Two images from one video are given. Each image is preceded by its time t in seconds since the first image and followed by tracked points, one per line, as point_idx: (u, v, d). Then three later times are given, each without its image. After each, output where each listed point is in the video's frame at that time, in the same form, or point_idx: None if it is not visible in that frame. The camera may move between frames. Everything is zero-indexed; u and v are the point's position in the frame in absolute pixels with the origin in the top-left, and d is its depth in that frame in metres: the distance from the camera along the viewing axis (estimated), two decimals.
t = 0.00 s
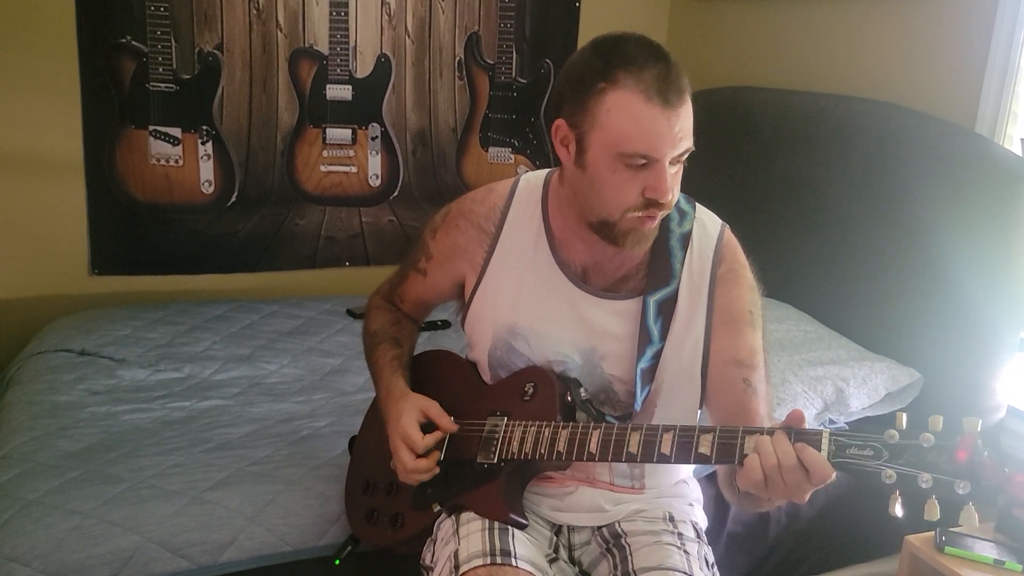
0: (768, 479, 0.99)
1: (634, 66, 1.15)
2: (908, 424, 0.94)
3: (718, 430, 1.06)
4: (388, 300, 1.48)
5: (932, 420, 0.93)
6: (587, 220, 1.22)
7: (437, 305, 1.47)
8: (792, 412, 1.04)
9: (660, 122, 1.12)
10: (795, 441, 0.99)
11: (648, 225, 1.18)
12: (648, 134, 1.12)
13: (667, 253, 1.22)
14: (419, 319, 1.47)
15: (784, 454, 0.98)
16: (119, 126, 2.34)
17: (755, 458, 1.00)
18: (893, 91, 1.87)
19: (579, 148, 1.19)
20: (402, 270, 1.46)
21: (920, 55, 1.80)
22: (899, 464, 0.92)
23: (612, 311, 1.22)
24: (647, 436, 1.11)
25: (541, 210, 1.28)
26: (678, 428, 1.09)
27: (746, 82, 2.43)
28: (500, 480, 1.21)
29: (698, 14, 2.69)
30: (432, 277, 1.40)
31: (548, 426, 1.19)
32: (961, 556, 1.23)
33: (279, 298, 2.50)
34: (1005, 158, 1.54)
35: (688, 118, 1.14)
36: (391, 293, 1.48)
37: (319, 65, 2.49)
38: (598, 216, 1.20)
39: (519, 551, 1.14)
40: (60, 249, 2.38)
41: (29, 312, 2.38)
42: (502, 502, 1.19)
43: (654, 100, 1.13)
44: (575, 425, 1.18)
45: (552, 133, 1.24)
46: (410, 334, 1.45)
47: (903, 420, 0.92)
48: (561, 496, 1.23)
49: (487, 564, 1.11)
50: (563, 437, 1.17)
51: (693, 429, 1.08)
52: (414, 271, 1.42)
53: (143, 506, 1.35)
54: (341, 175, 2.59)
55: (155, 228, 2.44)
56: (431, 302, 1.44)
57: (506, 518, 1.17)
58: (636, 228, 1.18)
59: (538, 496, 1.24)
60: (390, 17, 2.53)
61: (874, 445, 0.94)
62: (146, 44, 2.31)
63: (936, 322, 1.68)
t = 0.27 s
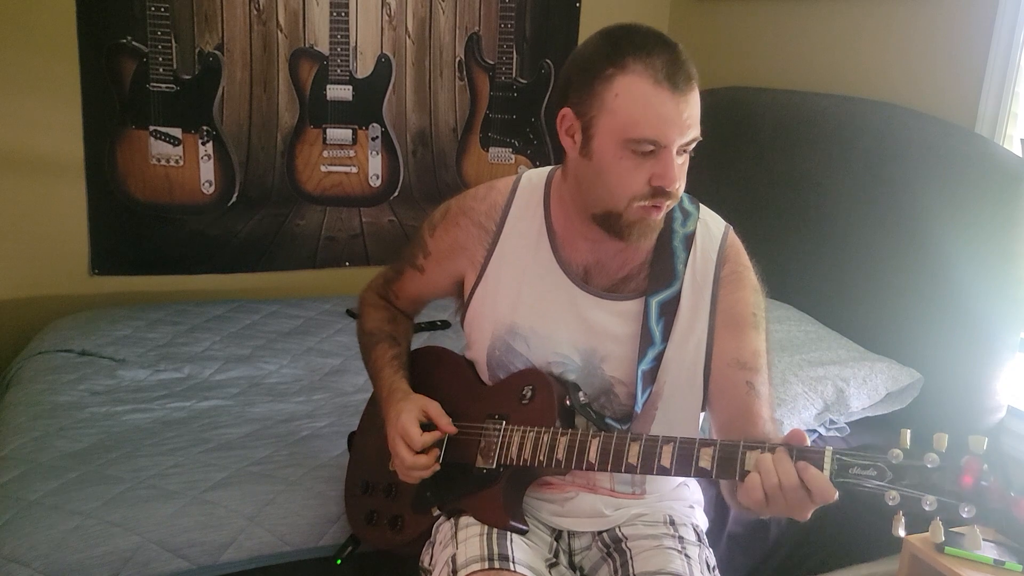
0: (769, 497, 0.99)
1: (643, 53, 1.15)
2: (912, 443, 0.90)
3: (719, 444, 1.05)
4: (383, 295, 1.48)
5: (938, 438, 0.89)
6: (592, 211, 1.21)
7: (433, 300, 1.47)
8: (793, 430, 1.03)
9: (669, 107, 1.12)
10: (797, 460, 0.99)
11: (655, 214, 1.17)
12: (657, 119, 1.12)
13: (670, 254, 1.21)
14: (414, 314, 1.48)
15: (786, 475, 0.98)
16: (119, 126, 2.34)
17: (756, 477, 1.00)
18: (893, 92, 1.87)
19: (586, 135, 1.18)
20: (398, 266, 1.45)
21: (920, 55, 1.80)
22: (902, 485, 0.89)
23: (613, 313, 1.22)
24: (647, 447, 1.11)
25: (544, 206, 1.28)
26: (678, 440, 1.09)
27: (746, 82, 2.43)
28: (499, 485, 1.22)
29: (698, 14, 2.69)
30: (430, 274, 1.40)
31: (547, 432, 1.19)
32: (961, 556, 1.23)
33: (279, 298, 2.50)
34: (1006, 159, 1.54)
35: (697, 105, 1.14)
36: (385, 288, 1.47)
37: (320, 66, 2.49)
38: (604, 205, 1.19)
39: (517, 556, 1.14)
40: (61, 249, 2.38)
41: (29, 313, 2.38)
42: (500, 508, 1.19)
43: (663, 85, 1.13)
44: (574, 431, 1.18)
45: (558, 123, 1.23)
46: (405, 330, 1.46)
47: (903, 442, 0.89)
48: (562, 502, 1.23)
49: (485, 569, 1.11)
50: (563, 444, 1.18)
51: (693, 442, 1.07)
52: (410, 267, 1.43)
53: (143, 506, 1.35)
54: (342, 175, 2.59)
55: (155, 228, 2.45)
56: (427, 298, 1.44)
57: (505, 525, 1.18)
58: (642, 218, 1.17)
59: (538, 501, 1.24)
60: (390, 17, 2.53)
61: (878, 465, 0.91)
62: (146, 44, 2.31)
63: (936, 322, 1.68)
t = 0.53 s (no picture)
0: (769, 517, 0.99)
1: (647, 57, 1.14)
2: (916, 465, 0.90)
3: (719, 460, 1.05)
4: (378, 291, 1.48)
5: (943, 461, 0.87)
6: (593, 216, 1.21)
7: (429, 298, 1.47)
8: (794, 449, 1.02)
9: (672, 114, 1.11)
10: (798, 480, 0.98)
11: (656, 223, 1.17)
12: (661, 126, 1.12)
13: (671, 260, 1.21)
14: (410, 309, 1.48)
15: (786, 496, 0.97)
16: (119, 127, 2.34)
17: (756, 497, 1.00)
18: (893, 91, 1.87)
19: (589, 139, 1.19)
20: (393, 263, 1.45)
21: (919, 55, 1.80)
22: (905, 510, 0.89)
23: (613, 319, 1.22)
24: (647, 459, 1.11)
25: (544, 208, 1.28)
26: (678, 453, 1.09)
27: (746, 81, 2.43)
28: (497, 491, 1.22)
29: (698, 14, 2.69)
30: (428, 272, 1.40)
31: (544, 439, 1.19)
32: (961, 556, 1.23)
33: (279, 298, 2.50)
34: (1006, 158, 1.54)
35: (700, 113, 1.14)
36: (380, 283, 1.47)
37: (320, 66, 2.49)
38: (605, 212, 1.19)
39: (514, 562, 1.15)
40: (61, 249, 2.38)
41: (29, 313, 2.38)
42: (498, 515, 1.20)
43: (667, 92, 1.12)
44: (572, 440, 1.18)
45: (559, 126, 1.24)
46: (402, 325, 1.46)
47: (907, 465, 0.88)
48: (561, 508, 1.22)
49: None
50: (561, 452, 1.18)
51: (693, 456, 1.07)
52: (407, 264, 1.42)
53: (143, 506, 1.35)
54: (341, 175, 2.59)
55: (155, 228, 2.45)
56: (423, 294, 1.45)
57: (503, 531, 1.18)
58: (644, 225, 1.17)
59: (538, 507, 1.24)
60: (390, 18, 2.53)
61: (881, 488, 0.91)
62: (146, 44, 2.31)
63: (936, 322, 1.67)
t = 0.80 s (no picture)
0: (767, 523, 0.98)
1: (645, 68, 1.14)
2: (918, 471, 0.88)
3: (718, 465, 1.04)
4: (378, 295, 1.48)
5: (944, 468, 0.85)
6: (592, 226, 1.22)
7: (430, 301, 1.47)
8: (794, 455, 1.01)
9: (670, 128, 1.12)
10: (799, 486, 0.98)
11: (655, 234, 1.18)
12: (658, 140, 1.12)
13: (672, 265, 1.21)
14: (409, 314, 1.48)
15: (786, 501, 0.96)
16: (119, 126, 2.34)
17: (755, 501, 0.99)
18: (893, 91, 1.87)
19: (587, 152, 1.19)
20: (393, 266, 1.45)
21: (919, 55, 1.80)
22: (906, 516, 0.88)
23: (613, 324, 1.22)
24: (646, 464, 1.11)
25: (544, 214, 1.28)
26: (677, 458, 1.08)
27: (746, 81, 2.43)
28: (497, 494, 1.22)
29: (697, 14, 2.69)
30: (427, 275, 1.40)
31: (544, 443, 1.19)
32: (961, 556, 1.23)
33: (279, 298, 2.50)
34: (1006, 158, 1.54)
35: (698, 124, 1.14)
36: (380, 287, 1.47)
37: (319, 66, 2.49)
38: (604, 223, 1.20)
39: (513, 565, 1.15)
40: (61, 249, 2.38)
41: (29, 313, 2.38)
42: (498, 518, 1.20)
43: (663, 107, 1.12)
44: (572, 444, 1.18)
45: (557, 137, 1.24)
46: (401, 329, 1.46)
47: (906, 472, 0.87)
48: (560, 510, 1.22)
49: None
50: (561, 456, 1.18)
51: (693, 461, 1.07)
52: (407, 268, 1.42)
53: (143, 506, 1.35)
54: (341, 175, 2.59)
55: (155, 228, 2.44)
56: (423, 298, 1.44)
57: (502, 534, 1.18)
58: (642, 237, 1.18)
59: (537, 509, 1.24)
60: (390, 18, 2.53)
61: (881, 495, 0.90)
62: (146, 44, 2.31)
63: (936, 322, 1.68)
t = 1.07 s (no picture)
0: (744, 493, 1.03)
1: (645, 67, 1.14)
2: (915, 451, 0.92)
3: (719, 451, 1.07)
4: (379, 300, 1.48)
5: (940, 447, 0.90)
6: (592, 223, 1.22)
7: (432, 304, 1.46)
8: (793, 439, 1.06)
9: (668, 126, 1.12)
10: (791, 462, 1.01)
11: (653, 231, 1.18)
12: (656, 138, 1.12)
13: (673, 262, 1.21)
14: (410, 318, 1.47)
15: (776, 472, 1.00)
16: (118, 126, 2.34)
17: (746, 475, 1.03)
18: (893, 92, 1.87)
19: (586, 149, 1.19)
20: (395, 270, 1.45)
21: (920, 55, 1.80)
22: (904, 495, 0.91)
23: (614, 320, 1.22)
24: (646, 452, 1.12)
25: (546, 211, 1.28)
26: (677, 445, 1.10)
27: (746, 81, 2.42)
28: (498, 489, 1.22)
29: (697, 14, 2.69)
30: (429, 276, 1.40)
31: (546, 437, 1.20)
32: (961, 556, 1.23)
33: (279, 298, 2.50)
34: (1006, 157, 1.54)
35: (697, 123, 1.14)
36: (382, 292, 1.47)
37: (320, 65, 2.49)
38: (603, 220, 1.20)
39: (515, 560, 1.15)
40: (61, 249, 2.38)
41: (29, 312, 2.38)
42: (499, 513, 1.20)
43: (662, 105, 1.12)
44: (573, 437, 1.19)
45: (558, 134, 1.24)
46: (401, 335, 1.45)
47: (907, 451, 0.90)
48: (561, 505, 1.23)
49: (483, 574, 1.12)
50: (562, 448, 1.18)
51: (693, 447, 1.09)
52: (410, 269, 1.42)
53: (144, 505, 1.35)
54: (341, 175, 2.59)
55: (155, 228, 2.44)
56: (425, 301, 1.44)
57: (504, 529, 1.18)
58: (640, 234, 1.18)
59: (538, 504, 1.24)
60: (390, 17, 2.53)
61: (879, 474, 0.93)
62: (146, 43, 2.31)
63: (936, 321, 1.68)
